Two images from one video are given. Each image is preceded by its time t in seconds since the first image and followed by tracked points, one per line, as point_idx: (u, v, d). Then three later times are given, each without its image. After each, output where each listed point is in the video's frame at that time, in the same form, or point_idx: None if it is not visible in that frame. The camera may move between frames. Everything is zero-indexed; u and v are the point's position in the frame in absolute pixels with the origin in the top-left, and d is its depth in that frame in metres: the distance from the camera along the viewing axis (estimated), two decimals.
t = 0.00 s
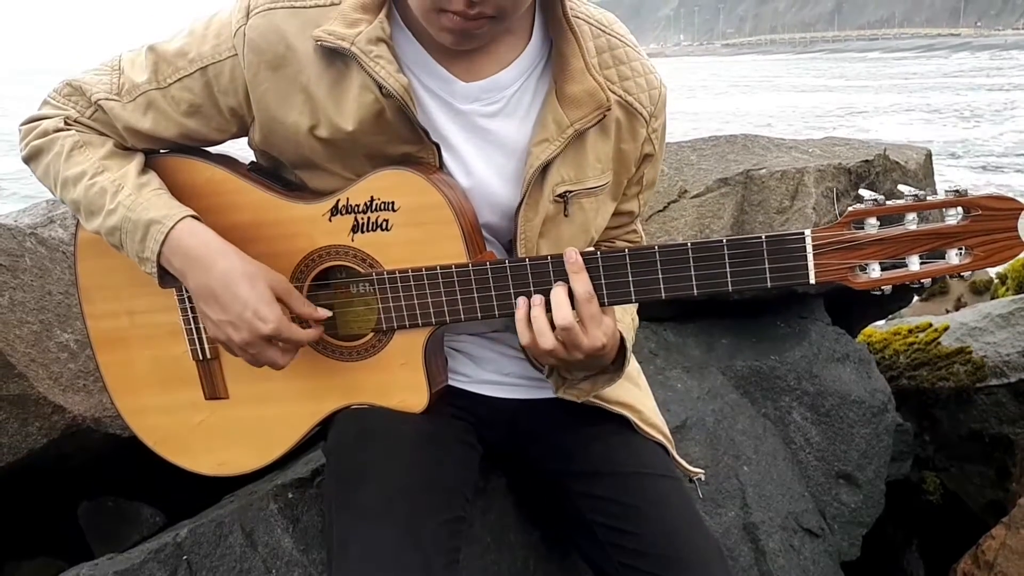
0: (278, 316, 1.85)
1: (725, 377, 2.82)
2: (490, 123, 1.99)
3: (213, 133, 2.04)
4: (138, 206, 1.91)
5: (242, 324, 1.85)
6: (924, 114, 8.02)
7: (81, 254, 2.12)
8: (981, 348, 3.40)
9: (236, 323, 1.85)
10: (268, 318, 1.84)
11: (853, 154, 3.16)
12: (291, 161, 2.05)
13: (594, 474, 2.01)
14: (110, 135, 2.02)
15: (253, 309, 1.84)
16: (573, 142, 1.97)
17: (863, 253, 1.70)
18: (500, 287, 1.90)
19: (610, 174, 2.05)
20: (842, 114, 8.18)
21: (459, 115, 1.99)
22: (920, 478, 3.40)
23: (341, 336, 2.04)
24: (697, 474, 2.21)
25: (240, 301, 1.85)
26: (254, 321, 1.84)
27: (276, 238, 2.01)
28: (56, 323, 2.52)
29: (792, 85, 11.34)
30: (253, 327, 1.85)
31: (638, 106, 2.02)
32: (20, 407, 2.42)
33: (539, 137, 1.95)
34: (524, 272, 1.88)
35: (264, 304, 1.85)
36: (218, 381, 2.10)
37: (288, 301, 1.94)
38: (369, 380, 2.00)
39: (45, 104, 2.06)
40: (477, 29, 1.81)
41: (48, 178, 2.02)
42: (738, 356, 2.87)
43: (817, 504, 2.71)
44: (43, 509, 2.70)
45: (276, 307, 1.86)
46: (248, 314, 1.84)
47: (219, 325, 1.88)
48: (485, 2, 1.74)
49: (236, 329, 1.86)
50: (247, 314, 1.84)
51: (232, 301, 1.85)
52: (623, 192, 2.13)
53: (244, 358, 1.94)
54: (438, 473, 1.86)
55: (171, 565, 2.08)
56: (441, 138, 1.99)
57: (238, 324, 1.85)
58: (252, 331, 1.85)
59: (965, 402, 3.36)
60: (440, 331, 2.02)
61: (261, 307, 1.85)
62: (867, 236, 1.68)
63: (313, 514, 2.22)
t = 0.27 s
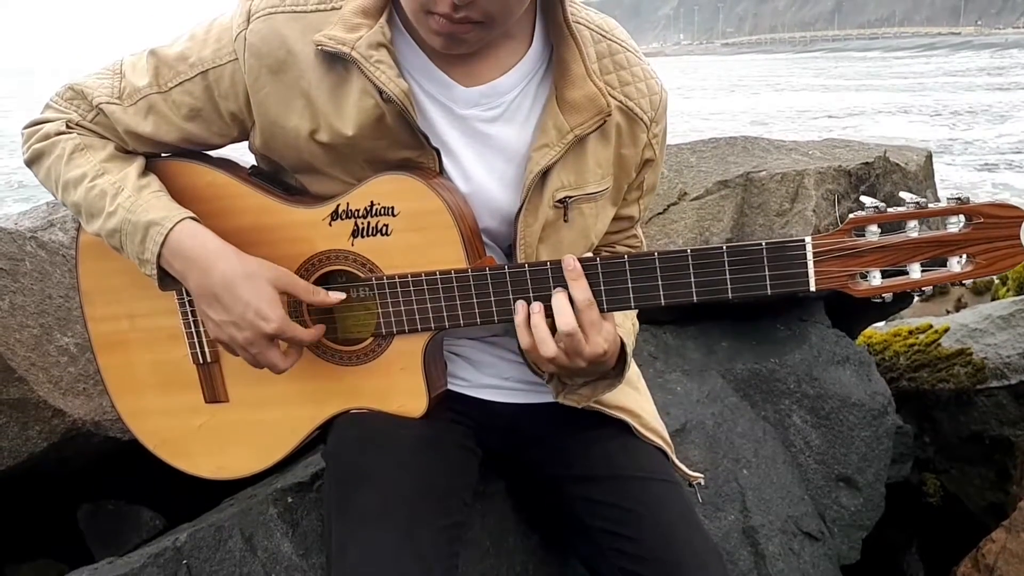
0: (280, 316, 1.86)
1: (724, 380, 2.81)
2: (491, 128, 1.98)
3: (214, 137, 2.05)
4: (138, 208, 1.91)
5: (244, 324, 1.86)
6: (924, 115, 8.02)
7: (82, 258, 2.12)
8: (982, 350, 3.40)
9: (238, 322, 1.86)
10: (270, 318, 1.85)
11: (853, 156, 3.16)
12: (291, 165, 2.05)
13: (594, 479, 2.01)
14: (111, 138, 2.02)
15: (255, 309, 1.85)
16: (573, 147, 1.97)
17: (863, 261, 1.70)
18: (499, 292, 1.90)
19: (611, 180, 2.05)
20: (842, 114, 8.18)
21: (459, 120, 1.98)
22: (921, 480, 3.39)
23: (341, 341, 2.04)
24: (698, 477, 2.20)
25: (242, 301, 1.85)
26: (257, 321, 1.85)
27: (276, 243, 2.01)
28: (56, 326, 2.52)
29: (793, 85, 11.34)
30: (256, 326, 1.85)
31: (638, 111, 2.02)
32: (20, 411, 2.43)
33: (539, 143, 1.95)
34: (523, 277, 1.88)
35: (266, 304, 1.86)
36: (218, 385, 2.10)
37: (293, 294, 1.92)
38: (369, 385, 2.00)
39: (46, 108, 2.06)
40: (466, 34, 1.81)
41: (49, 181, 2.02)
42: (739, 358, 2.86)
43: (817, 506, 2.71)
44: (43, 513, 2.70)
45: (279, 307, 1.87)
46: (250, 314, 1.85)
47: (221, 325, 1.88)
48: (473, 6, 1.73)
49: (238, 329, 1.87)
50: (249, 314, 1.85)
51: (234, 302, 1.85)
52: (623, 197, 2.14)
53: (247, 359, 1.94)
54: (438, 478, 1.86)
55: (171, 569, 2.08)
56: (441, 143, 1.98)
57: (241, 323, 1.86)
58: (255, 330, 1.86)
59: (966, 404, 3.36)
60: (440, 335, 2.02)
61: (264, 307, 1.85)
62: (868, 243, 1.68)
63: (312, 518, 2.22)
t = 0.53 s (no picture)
0: (274, 321, 1.85)
1: (724, 383, 2.81)
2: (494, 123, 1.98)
3: (215, 142, 2.04)
4: (138, 211, 1.91)
5: (238, 330, 1.85)
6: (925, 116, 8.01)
7: (84, 260, 2.11)
8: (982, 351, 3.37)
9: (232, 329, 1.86)
10: (263, 324, 1.84)
11: (854, 159, 3.16)
12: (292, 170, 2.05)
13: (593, 485, 2.00)
14: (112, 141, 2.02)
15: (248, 315, 1.84)
16: (578, 134, 1.97)
17: (864, 276, 1.69)
18: (498, 298, 1.90)
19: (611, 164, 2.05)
20: (842, 113, 8.18)
21: (462, 117, 1.97)
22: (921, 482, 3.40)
23: (341, 345, 2.03)
24: (695, 476, 2.20)
25: (235, 308, 1.85)
26: (250, 327, 1.84)
27: (276, 248, 2.01)
28: (57, 330, 2.51)
29: (792, 85, 11.35)
30: (250, 333, 1.85)
31: (639, 97, 2.00)
32: (20, 415, 2.44)
33: (544, 132, 1.95)
34: (523, 286, 1.87)
35: (260, 310, 1.85)
36: (218, 388, 2.10)
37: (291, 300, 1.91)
38: (369, 390, 2.00)
39: (49, 110, 2.06)
40: (475, 44, 1.82)
41: (50, 183, 2.02)
42: (739, 361, 2.85)
43: (816, 510, 2.71)
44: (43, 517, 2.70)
45: (274, 315, 1.86)
46: (243, 320, 1.84)
47: (215, 332, 1.88)
48: (487, 19, 1.73)
49: (232, 334, 1.87)
50: (243, 321, 1.85)
51: (227, 308, 1.85)
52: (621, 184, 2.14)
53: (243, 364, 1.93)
54: (437, 485, 1.86)
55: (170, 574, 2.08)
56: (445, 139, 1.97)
57: (234, 330, 1.86)
58: (248, 336, 1.86)
59: (966, 405, 3.36)
60: (440, 342, 2.02)
61: (257, 312, 1.85)
62: (869, 258, 1.68)
63: (312, 523, 2.23)
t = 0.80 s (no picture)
0: (280, 321, 1.86)
1: (723, 387, 2.82)
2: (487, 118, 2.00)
3: (217, 146, 2.05)
4: (143, 212, 1.91)
5: (245, 329, 1.87)
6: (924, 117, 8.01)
7: (84, 264, 2.12)
8: (982, 353, 3.37)
9: (239, 328, 1.87)
10: (269, 323, 1.85)
11: (852, 163, 3.17)
12: (293, 176, 2.06)
13: (592, 490, 2.01)
14: (115, 145, 2.02)
15: (255, 315, 1.85)
16: (560, 116, 2.00)
17: (865, 286, 1.70)
18: (498, 305, 1.90)
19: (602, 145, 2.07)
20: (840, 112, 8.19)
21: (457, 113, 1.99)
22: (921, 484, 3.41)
23: (342, 351, 2.04)
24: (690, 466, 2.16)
25: (242, 307, 1.86)
26: (256, 327, 1.85)
27: (276, 252, 2.02)
28: (55, 334, 2.52)
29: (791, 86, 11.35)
30: (256, 332, 1.86)
31: (628, 76, 2.02)
32: (20, 418, 2.44)
33: (528, 115, 1.99)
34: (523, 293, 1.88)
35: (267, 310, 1.86)
36: (218, 391, 2.10)
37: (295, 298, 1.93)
38: (368, 394, 2.00)
39: (52, 115, 2.06)
40: (469, 59, 1.82)
41: (53, 187, 2.02)
42: (737, 365, 2.86)
43: (816, 513, 2.71)
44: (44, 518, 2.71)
45: (280, 313, 1.87)
46: (250, 320, 1.85)
47: (222, 330, 1.89)
48: (480, 35, 1.72)
49: (239, 333, 1.88)
50: (249, 320, 1.86)
51: (234, 308, 1.86)
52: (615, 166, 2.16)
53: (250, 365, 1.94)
54: (438, 489, 1.87)
55: None
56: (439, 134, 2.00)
57: (241, 329, 1.87)
58: (254, 336, 1.87)
59: (966, 408, 3.36)
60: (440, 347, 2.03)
61: (264, 312, 1.86)
62: (870, 269, 1.69)
63: (311, 527, 2.23)
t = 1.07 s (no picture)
0: (287, 321, 1.86)
1: (724, 390, 2.83)
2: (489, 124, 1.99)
3: (217, 153, 2.05)
4: (147, 217, 1.91)
5: (253, 331, 1.86)
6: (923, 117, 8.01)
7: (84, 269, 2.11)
8: (982, 355, 3.38)
9: (248, 329, 1.86)
10: (277, 323, 1.85)
11: (852, 167, 3.18)
12: (293, 181, 2.06)
13: (594, 495, 2.00)
14: (116, 150, 2.02)
15: (262, 315, 1.85)
16: (571, 123, 1.99)
17: (864, 294, 1.70)
18: (499, 311, 1.90)
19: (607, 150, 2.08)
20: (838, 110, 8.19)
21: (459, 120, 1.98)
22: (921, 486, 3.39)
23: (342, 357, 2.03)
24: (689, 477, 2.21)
25: (249, 308, 1.85)
26: (264, 327, 1.85)
27: (276, 258, 2.01)
28: (54, 337, 2.52)
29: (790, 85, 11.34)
30: (264, 332, 1.85)
31: (629, 82, 2.04)
32: (18, 422, 2.43)
33: (538, 123, 1.97)
34: (523, 299, 1.88)
35: (274, 310, 1.86)
36: (218, 396, 2.10)
37: (298, 303, 1.93)
38: (368, 400, 2.00)
39: (52, 120, 2.05)
40: (468, 63, 1.81)
41: (54, 193, 2.01)
42: (737, 369, 2.87)
43: (816, 517, 2.69)
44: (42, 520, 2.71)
45: (286, 313, 1.87)
46: (258, 320, 1.85)
47: (230, 333, 1.88)
48: (477, 39, 1.72)
49: (246, 334, 1.87)
50: (257, 321, 1.85)
51: (242, 309, 1.86)
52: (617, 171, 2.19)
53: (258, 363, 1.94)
54: (438, 495, 1.86)
55: None
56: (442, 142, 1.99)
57: (249, 330, 1.86)
58: (263, 336, 1.86)
59: (966, 410, 3.36)
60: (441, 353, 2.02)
61: (271, 313, 1.85)
62: (869, 278, 1.68)
63: (311, 532, 2.23)
